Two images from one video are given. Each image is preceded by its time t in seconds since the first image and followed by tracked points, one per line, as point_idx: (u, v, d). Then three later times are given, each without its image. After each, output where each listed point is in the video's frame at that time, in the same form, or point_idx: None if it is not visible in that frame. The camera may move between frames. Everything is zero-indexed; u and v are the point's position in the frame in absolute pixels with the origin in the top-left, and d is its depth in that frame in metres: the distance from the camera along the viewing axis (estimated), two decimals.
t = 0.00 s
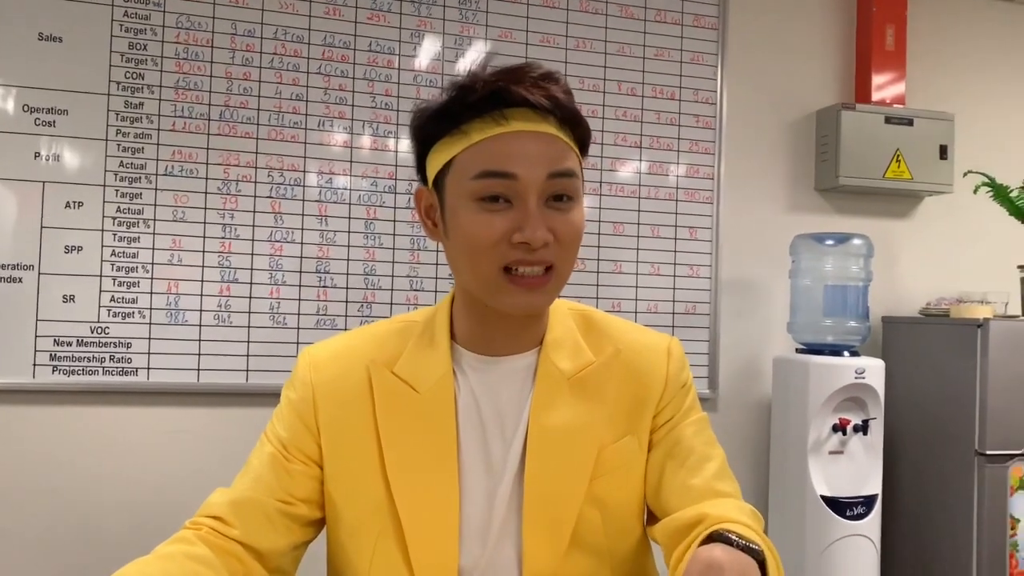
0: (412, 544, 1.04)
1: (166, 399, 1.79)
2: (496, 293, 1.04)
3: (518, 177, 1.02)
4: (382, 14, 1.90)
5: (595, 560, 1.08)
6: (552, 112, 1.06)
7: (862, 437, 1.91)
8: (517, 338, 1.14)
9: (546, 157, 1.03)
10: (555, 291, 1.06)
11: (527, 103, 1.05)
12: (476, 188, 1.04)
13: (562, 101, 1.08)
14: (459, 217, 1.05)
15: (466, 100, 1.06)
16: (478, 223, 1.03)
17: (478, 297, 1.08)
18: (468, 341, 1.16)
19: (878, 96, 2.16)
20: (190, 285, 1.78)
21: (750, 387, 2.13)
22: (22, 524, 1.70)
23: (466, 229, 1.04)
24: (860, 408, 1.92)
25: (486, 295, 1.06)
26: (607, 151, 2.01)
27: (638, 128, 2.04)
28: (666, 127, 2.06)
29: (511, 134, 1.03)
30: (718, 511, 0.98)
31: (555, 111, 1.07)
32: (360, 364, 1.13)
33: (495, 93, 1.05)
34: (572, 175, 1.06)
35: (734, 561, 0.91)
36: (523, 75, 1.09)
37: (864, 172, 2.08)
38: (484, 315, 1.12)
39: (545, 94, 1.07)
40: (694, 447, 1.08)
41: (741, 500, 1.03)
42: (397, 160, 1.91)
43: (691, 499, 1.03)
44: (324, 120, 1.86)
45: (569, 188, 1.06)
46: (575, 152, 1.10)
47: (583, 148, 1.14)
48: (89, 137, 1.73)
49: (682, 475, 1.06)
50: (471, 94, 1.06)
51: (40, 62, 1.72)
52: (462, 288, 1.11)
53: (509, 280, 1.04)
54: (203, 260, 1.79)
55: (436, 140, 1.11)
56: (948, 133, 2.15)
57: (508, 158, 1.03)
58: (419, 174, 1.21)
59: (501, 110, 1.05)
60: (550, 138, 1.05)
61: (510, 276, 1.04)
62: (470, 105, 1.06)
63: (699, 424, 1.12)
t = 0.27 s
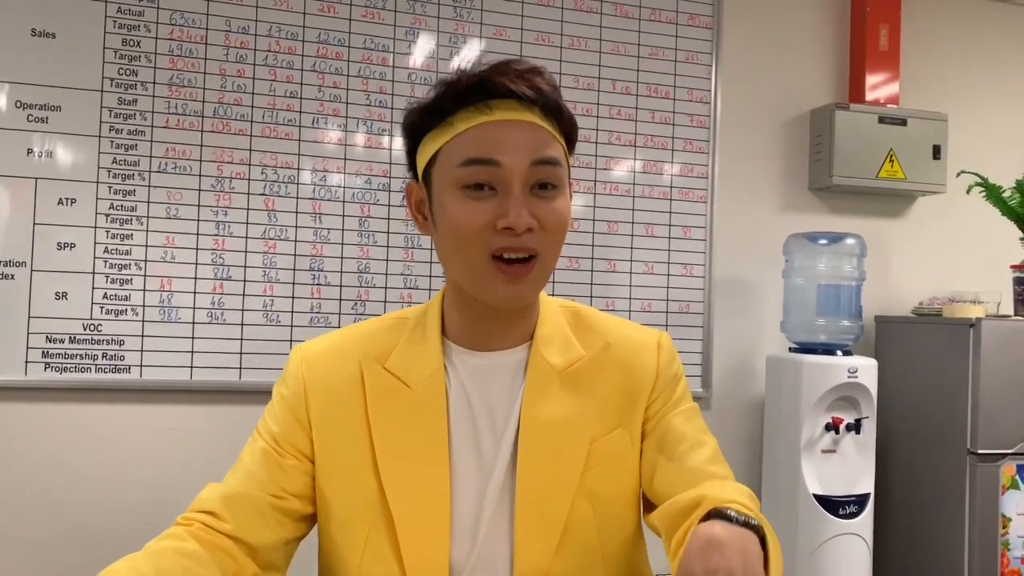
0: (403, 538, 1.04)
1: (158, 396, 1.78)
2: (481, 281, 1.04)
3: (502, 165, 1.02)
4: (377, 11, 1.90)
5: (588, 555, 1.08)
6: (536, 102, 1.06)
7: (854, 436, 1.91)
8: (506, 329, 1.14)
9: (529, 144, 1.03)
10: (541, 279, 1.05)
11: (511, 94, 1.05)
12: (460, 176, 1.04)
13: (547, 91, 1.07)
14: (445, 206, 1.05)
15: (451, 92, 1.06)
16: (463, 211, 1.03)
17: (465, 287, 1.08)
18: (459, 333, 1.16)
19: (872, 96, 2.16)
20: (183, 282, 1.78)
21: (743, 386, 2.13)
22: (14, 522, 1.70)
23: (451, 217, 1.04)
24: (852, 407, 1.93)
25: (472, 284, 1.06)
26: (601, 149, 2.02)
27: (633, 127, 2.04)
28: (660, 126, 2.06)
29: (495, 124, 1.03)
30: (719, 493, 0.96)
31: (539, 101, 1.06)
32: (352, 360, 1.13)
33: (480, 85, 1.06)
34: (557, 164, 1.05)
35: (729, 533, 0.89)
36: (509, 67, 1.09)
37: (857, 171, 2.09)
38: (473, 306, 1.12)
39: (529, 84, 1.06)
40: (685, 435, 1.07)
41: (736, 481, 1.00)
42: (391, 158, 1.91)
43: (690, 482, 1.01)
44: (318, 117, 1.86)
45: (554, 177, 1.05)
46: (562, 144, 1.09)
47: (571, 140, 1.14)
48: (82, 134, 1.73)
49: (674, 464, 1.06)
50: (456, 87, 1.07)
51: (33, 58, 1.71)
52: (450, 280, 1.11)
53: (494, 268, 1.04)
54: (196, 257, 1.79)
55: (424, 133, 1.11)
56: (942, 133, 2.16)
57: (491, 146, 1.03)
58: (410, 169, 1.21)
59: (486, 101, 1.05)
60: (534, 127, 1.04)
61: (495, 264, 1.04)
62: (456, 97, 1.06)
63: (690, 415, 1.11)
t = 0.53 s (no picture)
0: (404, 539, 1.04)
1: (159, 397, 1.78)
2: (479, 276, 1.03)
3: (499, 159, 1.02)
4: (378, 12, 1.90)
5: (590, 556, 1.07)
6: (534, 100, 1.06)
7: (855, 438, 1.91)
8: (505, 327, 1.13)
9: (527, 139, 1.03)
10: (538, 275, 1.04)
11: (509, 92, 1.05)
12: (458, 172, 1.04)
13: (545, 89, 1.07)
14: (443, 201, 1.05)
15: (450, 91, 1.07)
16: (460, 205, 1.03)
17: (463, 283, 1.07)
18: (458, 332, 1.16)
19: (873, 98, 2.16)
20: (184, 282, 1.78)
21: (743, 387, 2.13)
22: (14, 523, 1.69)
23: (449, 212, 1.04)
24: (853, 408, 1.93)
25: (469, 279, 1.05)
26: (602, 151, 2.02)
27: (633, 128, 2.04)
28: (661, 128, 2.06)
29: (492, 121, 1.03)
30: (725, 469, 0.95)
31: (537, 99, 1.06)
32: (353, 361, 1.13)
33: (478, 83, 1.06)
34: (555, 161, 1.05)
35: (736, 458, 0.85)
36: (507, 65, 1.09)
37: (858, 173, 2.09)
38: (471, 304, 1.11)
39: (527, 82, 1.06)
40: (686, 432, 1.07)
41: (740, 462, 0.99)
42: (392, 158, 1.91)
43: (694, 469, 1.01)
44: (319, 118, 1.86)
45: (552, 173, 1.05)
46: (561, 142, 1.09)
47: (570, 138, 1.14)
48: (83, 134, 1.73)
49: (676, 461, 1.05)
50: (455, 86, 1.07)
51: (34, 57, 1.71)
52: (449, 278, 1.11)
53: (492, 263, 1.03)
54: (197, 257, 1.78)
55: (424, 132, 1.11)
56: (942, 135, 2.16)
57: (489, 142, 1.03)
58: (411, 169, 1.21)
59: (484, 99, 1.06)
60: (532, 124, 1.04)
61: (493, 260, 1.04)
62: (454, 96, 1.06)
63: (691, 412, 1.11)
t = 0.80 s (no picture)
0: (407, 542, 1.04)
1: (162, 397, 1.78)
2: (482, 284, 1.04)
3: (503, 168, 1.02)
4: (383, 13, 1.90)
5: (593, 561, 1.07)
6: (539, 106, 1.06)
7: (858, 440, 1.91)
8: (508, 332, 1.14)
9: (532, 147, 1.03)
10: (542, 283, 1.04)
11: (513, 97, 1.05)
12: (462, 179, 1.04)
13: (550, 95, 1.07)
14: (446, 208, 1.05)
15: (455, 96, 1.07)
16: (464, 213, 1.03)
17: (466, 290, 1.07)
18: (461, 336, 1.16)
19: (877, 100, 2.16)
20: (188, 283, 1.78)
21: (747, 389, 2.13)
22: (18, 522, 1.70)
23: (452, 219, 1.04)
24: (857, 411, 1.92)
25: (473, 287, 1.05)
26: (606, 152, 2.01)
27: (638, 129, 2.04)
28: (665, 129, 2.06)
29: (497, 127, 1.03)
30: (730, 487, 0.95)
31: (542, 105, 1.06)
32: (357, 364, 1.13)
33: (482, 88, 1.06)
34: (559, 168, 1.05)
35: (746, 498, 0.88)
36: (512, 71, 1.09)
37: (863, 175, 2.08)
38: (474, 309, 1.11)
39: (532, 88, 1.06)
40: (691, 438, 1.07)
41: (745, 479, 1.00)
42: (396, 159, 1.91)
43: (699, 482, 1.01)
44: (323, 119, 1.86)
45: (557, 181, 1.05)
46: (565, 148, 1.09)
47: (575, 144, 1.13)
48: (87, 134, 1.73)
49: (680, 468, 1.05)
50: (460, 90, 1.07)
51: (39, 57, 1.71)
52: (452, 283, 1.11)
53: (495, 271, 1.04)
54: (201, 257, 1.79)
55: (428, 137, 1.11)
56: (947, 137, 2.16)
57: (494, 149, 1.02)
58: (414, 173, 1.21)
59: (488, 104, 1.06)
60: (536, 130, 1.04)
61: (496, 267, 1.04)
62: (459, 101, 1.06)
63: (696, 418, 1.11)
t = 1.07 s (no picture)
0: (409, 545, 1.04)
1: (165, 396, 1.78)
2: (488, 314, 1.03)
3: (510, 201, 0.99)
4: (386, 13, 1.90)
5: (594, 563, 1.07)
6: (550, 132, 1.02)
7: (862, 442, 1.90)
8: (513, 351, 1.13)
9: (542, 178, 1.00)
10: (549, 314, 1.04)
11: (524, 123, 1.01)
12: (469, 209, 1.02)
13: (562, 119, 1.03)
14: (452, 236, 1.03)
15: (463, 117, 1.03)
16: (470, 244, 1.01)
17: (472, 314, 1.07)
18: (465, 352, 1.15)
19: (882, 101, 2.15)
20: (191, 282, 1.78)
21: (750, 391, 2.12)
22: (21, 521, 1.70)
23: (458, 249, 1.02)
24: (860, 413, 1.92)
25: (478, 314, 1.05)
26: (609, 152, 2.01)
27: (641, 130, 2.04)
28: (669, 130, 2.05)
29: (506, 156, 1.00)
30: (731, 506, 0.96)
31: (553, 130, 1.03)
32: (360, 365, 1.12)
33: (492, 111, 1.02)
34: (568, 198, 1.02)
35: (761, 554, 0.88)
36: (524, 91, 1.05)
37: (867, 176, 2.08)
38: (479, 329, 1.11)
39: (544, 112, 1.03)
40: (693, 446, 1.07)
41: (747, 495, 1.00)
42: (399, 159, 1.91)
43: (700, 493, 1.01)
44: (327, 118, 1.86)
45: (564, 210, 1.03)
46: (575, 171, 1.06)
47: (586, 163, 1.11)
48: (91, 133, 1.73)
49: (683, 473, 1.05)
50: (468, 111, 1.03)
51: (43, 56, 1.71)
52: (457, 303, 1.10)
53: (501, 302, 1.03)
54: (203, 257, 1.79)
55: (433, 153, 1.08)
56: (952, 138, 2.15)
57: (501, 181, 1.00)
58: (418, 178, 1.19)
59: (498, 129, 1.02)
60: (546, 159, 1.01)
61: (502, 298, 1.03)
62: (467, 123, 1.03)
63: (698, 423, 1.11)
